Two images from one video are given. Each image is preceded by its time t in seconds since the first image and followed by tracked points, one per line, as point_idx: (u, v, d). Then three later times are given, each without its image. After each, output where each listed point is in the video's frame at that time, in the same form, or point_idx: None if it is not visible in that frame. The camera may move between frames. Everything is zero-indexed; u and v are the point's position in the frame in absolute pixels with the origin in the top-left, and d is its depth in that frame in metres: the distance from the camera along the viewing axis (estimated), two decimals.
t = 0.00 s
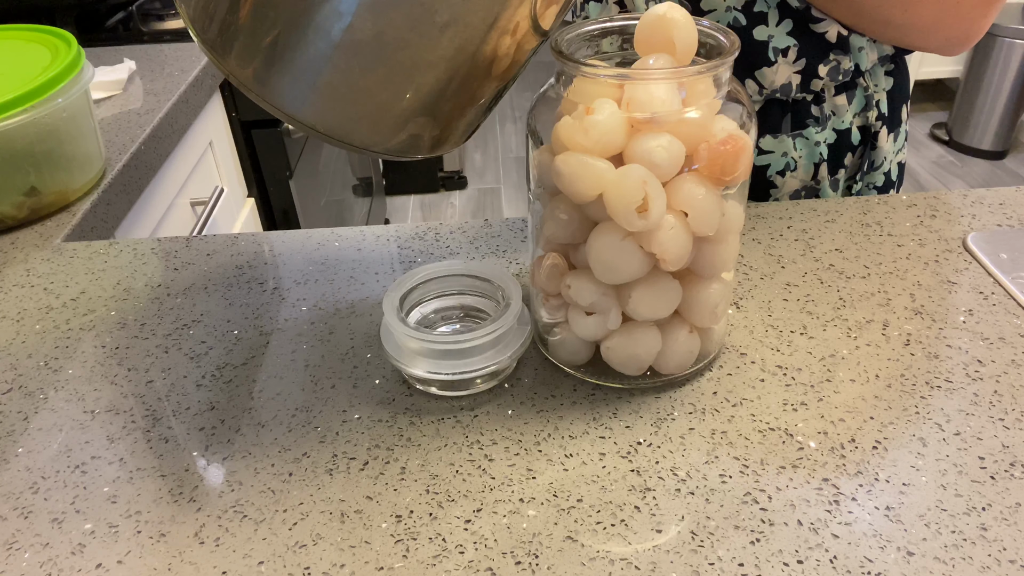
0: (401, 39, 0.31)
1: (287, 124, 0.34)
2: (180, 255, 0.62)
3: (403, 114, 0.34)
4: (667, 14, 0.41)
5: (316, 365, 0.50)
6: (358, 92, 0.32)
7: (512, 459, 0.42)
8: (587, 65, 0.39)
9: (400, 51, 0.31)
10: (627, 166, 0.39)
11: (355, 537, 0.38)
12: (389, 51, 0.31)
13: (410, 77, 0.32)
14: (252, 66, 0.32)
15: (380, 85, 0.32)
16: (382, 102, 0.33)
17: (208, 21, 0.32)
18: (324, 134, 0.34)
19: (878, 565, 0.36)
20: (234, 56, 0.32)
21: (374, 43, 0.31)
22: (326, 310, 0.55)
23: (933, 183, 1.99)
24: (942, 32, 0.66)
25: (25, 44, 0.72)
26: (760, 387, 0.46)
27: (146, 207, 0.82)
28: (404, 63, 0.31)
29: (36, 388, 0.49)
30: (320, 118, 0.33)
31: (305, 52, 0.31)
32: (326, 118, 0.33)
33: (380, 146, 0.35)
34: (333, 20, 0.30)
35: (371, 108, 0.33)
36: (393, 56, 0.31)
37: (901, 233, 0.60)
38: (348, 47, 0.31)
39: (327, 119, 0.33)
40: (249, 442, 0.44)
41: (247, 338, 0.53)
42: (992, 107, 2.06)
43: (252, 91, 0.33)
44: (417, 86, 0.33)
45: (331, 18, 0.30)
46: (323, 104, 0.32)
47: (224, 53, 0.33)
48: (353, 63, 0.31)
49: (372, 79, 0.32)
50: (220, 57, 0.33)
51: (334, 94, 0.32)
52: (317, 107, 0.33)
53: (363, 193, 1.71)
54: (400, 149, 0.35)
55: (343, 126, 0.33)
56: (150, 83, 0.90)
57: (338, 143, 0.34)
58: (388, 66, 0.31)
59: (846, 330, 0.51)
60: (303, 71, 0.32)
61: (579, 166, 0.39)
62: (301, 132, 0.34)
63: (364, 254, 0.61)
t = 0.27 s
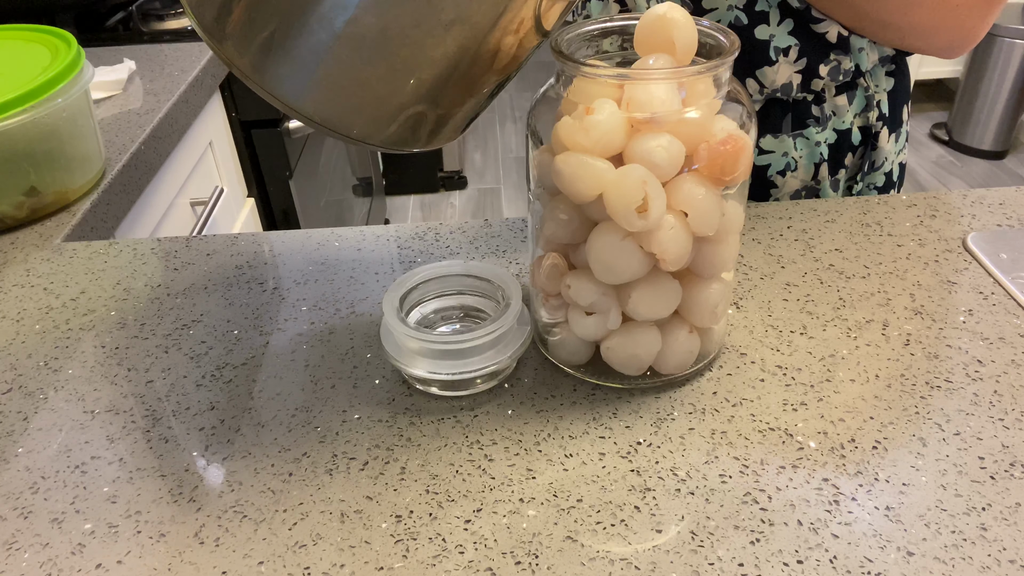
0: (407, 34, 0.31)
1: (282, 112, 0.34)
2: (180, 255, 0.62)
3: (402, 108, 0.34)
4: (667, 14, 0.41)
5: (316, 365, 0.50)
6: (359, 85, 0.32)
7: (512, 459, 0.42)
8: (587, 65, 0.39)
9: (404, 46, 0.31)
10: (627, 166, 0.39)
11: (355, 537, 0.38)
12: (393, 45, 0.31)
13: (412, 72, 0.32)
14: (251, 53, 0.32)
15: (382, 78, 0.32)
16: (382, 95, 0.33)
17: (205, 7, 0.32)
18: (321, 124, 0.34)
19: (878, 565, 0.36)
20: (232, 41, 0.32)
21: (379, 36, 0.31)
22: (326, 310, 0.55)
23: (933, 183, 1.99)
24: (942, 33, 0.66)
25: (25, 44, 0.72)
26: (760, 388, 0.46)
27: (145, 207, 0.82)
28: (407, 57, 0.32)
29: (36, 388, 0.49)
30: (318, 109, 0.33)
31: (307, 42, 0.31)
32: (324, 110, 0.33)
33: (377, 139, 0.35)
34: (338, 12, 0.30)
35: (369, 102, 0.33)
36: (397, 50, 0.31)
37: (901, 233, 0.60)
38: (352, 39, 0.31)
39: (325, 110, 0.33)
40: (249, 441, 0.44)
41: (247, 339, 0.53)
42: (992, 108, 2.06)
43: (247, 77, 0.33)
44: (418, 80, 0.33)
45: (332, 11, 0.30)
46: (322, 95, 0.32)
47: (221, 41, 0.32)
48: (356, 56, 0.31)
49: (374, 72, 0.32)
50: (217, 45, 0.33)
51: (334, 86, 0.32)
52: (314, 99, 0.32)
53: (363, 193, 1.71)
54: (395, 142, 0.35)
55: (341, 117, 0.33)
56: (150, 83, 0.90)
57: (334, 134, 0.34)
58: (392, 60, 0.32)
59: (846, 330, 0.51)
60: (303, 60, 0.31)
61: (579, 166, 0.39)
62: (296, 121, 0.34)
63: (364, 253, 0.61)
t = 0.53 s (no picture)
0: (412, 29, 0.31)
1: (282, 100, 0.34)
2: (180, 255, 0.62)
3: (403, 100, 0.34)
4: (666, 14, 0.41)
5: (316, 365, 0.50)
6: (361, 78, 0.32)
7: (512, 459, 0.42)
8: (587, 65, 0.39)
9: (407, 42, 0.31)
10: (627, 166, 0.39)
11: (355, 537, 0.38)
12: (398, 39, 0.31)
13: (416, 66, 0.32)
14: (252, 42, 0.32)
15: (385, 72, 0.32)
16: (384, 88, 0.33)
17: None
18: (321, 114, 0.34)
19: (878, 565, 0.36)
20: (233, 29, 0.32)
21: (385, 30, 0.31)
22: (326, 310, 0.55)
23: (933, 183, 1.99)
24: (943, 34, 0.66)
25: (25, 44, 0.72)
26: (760, 388, 0.46)
27: (145, 207, 0.82)
28: (412, 52, 0.32)
29: (36, 388, 0.49)
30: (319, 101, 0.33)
31: (310, 33, 0.31)
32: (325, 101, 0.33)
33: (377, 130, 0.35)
34: (341, 6, 0.30)
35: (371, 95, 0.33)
36: (402, 45, 0.31)
37: (900, 233, 0.60)
38: (357, 32, 0.31)
39: (326, 101, 0.33)
40: (249, 441, 0.44)
41: (247, 339, 0.53)
42: (992, 107, 2.06)
43: (248, 65, 0.33)
44: (421, 75, 0.33)
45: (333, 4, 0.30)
46: (323, 86, 0.32)
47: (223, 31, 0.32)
48: (360, 49, 0.31)
49: (378, 66, 0.32)
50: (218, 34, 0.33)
51: (336, 77, 0.32)
52: (315, 91, 0.33)
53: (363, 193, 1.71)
54: (394, 134, 0.36)
55: (342, 108, 0.33)
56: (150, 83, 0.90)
57: (334, 124, 0.34)
58: (396, 54, 0.32)
59: (846, 330, 0.51)
60: (306, 51, 0.31)
61: (579, 166, 0.39)
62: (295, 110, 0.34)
63: (364, 253, 0.61)
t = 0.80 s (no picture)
0: (417, 25, 0.31)
1: (283, 91, 0.34)
2: (179, 255, 0.62)
3: (405, 96, 0.34)
4: (666, 14, 0.41)
5: (316, 365, 0.50)
6: (364, 73, 0.32)
7: (512, 459, 0.42)
8: (587, 65, 0.39)
9: (409, 39, 0.31)
10: (627, 167, 0.39)
11: (355, 537, 0.38)
12: (403, 35, 0.31)
13: (419, 63, 0.32)
14: (255, 35, 0.32)
15: (388, 68, 0.32)
16: (387, 83, 0.33)
17: None
18: (322, 106, 0.34)
19: (877, 565, 0.36)
20: (236, 19, 0.32)
21: (390, 26, 0.31)
22: (326, 310, 0.55)
23: (933, 183, 1.99)
24: (943, 37, 0.66)
25: (25, 44, 0.72)
26: (760, 388, 0.46)
27: (145, 207, 0.82)
28: (416, 48, 0.32)
29: (35, 388, 0.49)
30: (321, 94, 0.33)
31: (314, 26, 0.31)
32: (326, 95, 0.33)
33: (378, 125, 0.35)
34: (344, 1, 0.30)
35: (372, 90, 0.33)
36: (406, 41, 0.31)
37: (900, 233, 0.60)
38: (362, 28, 0.31)
39: (327, 94, 0.33)
40: (249, 441, 0.44)
41: (247, 338, 0.53)
42: (992, 107, 2.06)
43: (251, 55, 0.33)
44: (425, 71, 0.33)
45: None
46: (326, 79, 0.32)
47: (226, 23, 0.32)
48: (364, 44, 0.31)
49: (381, 61, 0.32)
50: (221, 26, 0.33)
51: (338, 72, 0.32)
52: (317, 85, 0.33)
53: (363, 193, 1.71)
54: (395, 129, 0.36)
55: (344, 101, 0.33)
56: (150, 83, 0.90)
57: (335, 117, 0.34)
58: (400, 50, 0.32)
59: (846, 330, 0.51)
60: (309, 44, 0.31)
61: (579, 166, 0.39)
62: (296, 101, 0.34)
63: (364, 253, 0.61)
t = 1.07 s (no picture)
0: (419, 22, 0.31)
1: (284, 86, 0.34)
2: (179, 255, 0.62)
3: (406, 94, 0.34)
4: (667, 14, 0.41)
5: (316, 365, 0.50)
6: (365, 70, 0.32)
7: (512, 459, 0.42)
8: (588, 65, 0.39)
9: (411, 36, 0.31)
10: (626, 167, 0.39)
11: (355, 537, 0.38)
12: (404, 32, 0.31)
13: (420, 60, 0.32)
14: (257, 30, 0.32)
15: (389, 64, 0.32)
16: (387, 81, 0.33)
17: None
18: (323, 102, 0.34)
19: (877, 565, 0.36)
20: (239, 14, 0.32)
21: (391, 22, 0.31)
22: (326, 310, 0.55)
23: (933, 183, 1.99)
24: (943, 39, 0.66)
25: (25, 44, 0.72)
26: (759, 388, 0.46)
27: (145, 207, 0.82)
28: (417, 45, 0.32)
29: (36, 388, 0.49)
30: (321, 89, 0.33)
31: (315, 22, 0.31)
32: (327, 91, 0.33)
33: (378, 121, 0.35)
34: None
35: (372, 88, 0.33)
36: (408, 38, 0.31)
37: (900, 233, 0.60)
38: (363, 24, 0.31)
39: (327, 90, 0.33)
40: (249, 441, 0.44)
41: (247, 339, 0.53)
42: (992, 107, 2.06)
43: (252, 51, 0.33)
44: (426, 69, 0.33)
45: None
46: (326, 75, 0.32)
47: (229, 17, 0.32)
48: (365, 41, 0.31)
49: (382, 58, 0.32)
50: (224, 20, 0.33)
51: (339, 68, 0.32)
52: (317, 80, 0.33)
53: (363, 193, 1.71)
54: (395, 126, 0.36)
55: (344, 98, 0.33)
56: (150, 82, 0.90)
57: (335, 113, 0.34)
58: (401, 47, 0.32)
59: (846, 330, 0.51)
60: (310, 40, 0.31)
61: (579, 167, 0.39)
62: (296, 97, 0.34)
63: (364, 253, 0.61)
